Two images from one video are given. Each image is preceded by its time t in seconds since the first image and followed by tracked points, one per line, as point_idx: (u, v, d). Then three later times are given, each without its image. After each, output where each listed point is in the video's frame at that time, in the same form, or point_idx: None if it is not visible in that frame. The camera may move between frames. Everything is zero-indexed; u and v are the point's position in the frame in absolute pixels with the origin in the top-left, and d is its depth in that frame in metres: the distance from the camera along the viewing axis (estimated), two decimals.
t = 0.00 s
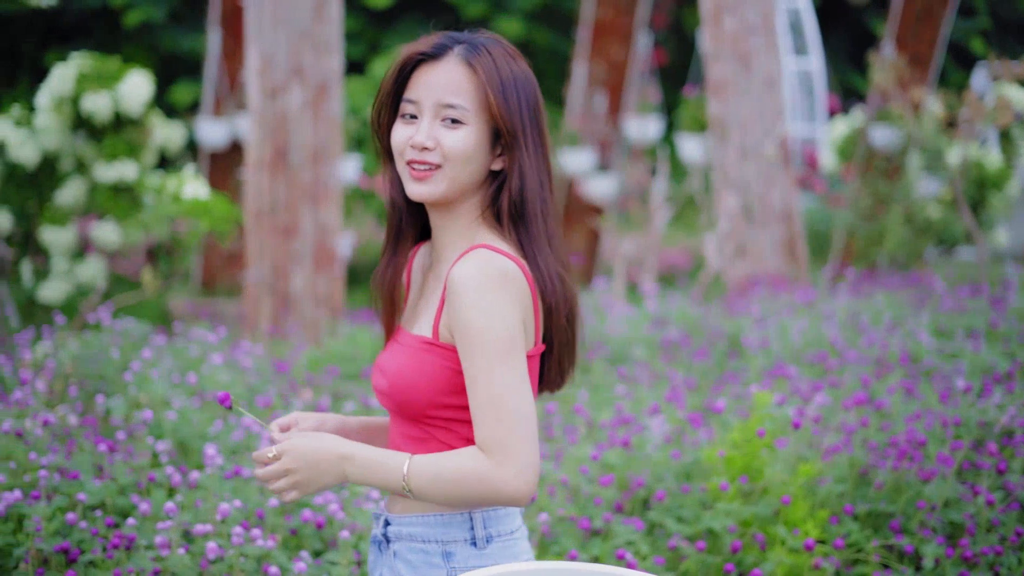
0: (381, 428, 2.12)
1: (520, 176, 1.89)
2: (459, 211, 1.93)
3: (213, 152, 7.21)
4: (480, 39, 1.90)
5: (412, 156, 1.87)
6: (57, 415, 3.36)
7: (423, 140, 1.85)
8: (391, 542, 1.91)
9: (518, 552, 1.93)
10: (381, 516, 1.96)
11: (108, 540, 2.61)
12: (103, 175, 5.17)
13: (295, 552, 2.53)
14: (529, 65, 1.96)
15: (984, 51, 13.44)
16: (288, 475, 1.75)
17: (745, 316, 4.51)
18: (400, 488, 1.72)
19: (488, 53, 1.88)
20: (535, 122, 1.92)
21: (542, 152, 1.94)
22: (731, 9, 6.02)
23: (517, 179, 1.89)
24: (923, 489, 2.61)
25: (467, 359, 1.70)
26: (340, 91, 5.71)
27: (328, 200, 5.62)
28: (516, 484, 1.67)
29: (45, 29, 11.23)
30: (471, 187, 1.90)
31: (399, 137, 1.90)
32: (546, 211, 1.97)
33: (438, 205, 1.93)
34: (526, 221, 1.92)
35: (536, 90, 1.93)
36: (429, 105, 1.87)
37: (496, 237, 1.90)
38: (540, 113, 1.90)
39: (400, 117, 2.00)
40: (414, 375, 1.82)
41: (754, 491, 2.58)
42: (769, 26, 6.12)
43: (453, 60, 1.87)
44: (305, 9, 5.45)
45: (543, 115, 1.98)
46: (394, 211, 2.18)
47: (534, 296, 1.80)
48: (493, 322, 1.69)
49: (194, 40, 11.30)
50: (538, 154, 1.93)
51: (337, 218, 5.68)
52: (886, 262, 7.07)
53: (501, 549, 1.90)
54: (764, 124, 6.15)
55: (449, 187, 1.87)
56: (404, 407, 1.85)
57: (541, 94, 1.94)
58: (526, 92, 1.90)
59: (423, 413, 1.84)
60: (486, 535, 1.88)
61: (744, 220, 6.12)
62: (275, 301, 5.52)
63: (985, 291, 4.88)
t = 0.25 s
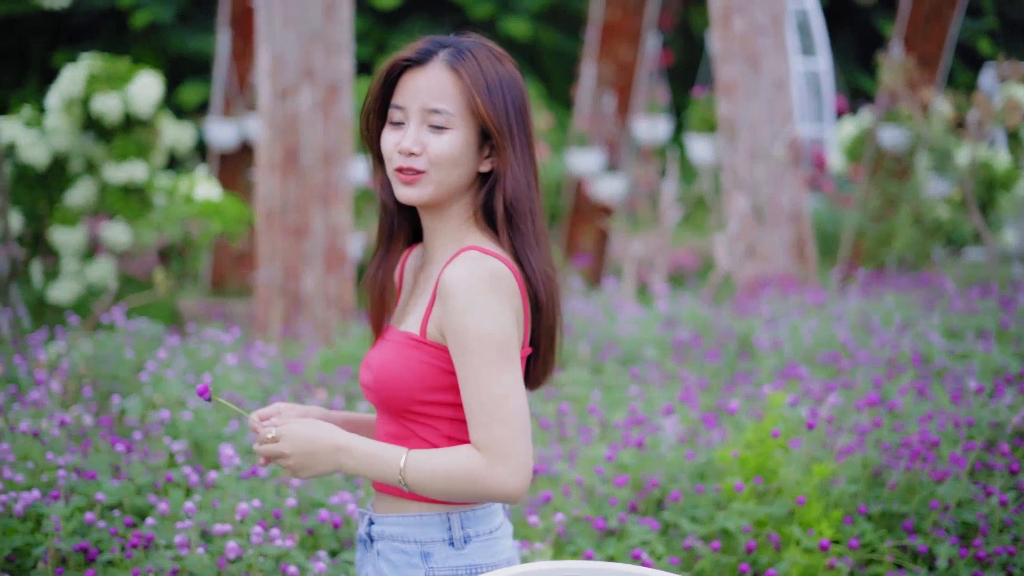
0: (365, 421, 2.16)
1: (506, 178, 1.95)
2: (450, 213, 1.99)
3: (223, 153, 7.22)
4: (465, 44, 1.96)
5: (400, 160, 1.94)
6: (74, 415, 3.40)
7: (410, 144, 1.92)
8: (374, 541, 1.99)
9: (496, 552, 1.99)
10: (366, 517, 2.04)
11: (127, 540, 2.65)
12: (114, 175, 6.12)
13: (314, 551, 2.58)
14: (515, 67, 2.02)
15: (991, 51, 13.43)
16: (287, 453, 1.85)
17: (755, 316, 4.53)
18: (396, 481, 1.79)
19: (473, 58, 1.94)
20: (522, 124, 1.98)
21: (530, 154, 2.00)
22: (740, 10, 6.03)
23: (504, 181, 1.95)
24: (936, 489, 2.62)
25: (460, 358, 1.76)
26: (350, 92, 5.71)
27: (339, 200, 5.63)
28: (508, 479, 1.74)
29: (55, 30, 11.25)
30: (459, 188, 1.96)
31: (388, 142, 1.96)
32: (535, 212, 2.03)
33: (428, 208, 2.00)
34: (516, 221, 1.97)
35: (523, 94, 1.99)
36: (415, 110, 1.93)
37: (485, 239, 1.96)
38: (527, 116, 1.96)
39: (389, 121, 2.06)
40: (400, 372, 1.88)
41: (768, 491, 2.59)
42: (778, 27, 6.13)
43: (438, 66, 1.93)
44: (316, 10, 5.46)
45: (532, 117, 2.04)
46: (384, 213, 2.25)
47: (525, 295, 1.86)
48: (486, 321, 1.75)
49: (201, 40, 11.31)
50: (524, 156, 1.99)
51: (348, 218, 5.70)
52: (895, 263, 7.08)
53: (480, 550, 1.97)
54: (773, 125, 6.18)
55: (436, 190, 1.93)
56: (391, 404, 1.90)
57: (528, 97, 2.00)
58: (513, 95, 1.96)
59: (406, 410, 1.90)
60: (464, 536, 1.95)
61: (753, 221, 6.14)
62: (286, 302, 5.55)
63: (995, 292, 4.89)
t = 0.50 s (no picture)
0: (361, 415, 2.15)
1: (493, 176, 1.94)
2: (439, 211, 1.99)
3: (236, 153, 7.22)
4: (451, 43, 1.96)
5: (386, 159, 1.94)
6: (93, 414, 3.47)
7: (395, 143, 1.91)
8: (366, 535, 1.98)
9: (489, 551, 1.97)
10: (359, 510, 2.02)
11: (146, 537, 2.71)
12: (126, 177, 6.39)
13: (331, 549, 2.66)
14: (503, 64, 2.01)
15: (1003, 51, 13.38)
16: (262, 427, 1.81)
17: (769, 316, 4.55)
18: (371, 462, 1.78)
19: (457, 56, 1.93)
20: (507, 122, 1.97)
21: (516, 151, 1.99)
22: (751, 11, 6.05)
23: (490, 179, 1.94)
24: (951, 488, 2.63)
25: (445, 351, 1.75)
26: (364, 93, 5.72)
27: (352, 201, 5.63)
28: (489, 473, 1.74)
29: (67, 32, 11.29)
30: (447, 187, 1.95)
31: (376, 142, 1.96)
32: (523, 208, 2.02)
33: (417, 204, 2.00)
34: (502, 218, 1.97)
35: (510, 91, 1.98)
36: (400, 109, 1.93)
37: (474, 236, 1.96)
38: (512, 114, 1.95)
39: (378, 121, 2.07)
40: (390, 365, 1.87)
41: (785, 491, 2.62)
42: (790, 27, 6.14)
43: (422, 65, 1.93)
44: (329, 11, 5.47)
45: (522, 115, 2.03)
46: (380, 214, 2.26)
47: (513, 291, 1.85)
48: (472, 315, 1.75)
49: (212, 41, 11.34)
50: (511, 153, 1.98)
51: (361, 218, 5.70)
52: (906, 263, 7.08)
53: (473, 547, 1.95)
54: (785, 125, 6.19)
55: (422, 189, 1.92)
56: (380, 397, 1.89)
57: (516, 94, 1.99)
58: (498, 93, 1.95)
59: (395, 405, 1.89)
60: (457, 534, 1.93)
61: (764, 221, 6.14)
62: (299, 302, 5.58)
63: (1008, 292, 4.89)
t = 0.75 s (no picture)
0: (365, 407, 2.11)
1: (489, 172, 1.89)
2: (438, 207, 1.94)
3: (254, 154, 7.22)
4: (448, 38, 1.91)
5: (382, 156, 1.90)
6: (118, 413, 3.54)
7: (389, 139, 1.88)
8: (365, 525, 1.90)
9: (489, 543, 1.88)
10: (359, 499, 1.95)
11: (173, 535, 2.77)
12: (145, 176, 6.62)
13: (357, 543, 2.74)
14: (504, 59, 1.95)
15: None
16: (256, 391, 1.78)
17: (788, 316, 4.56)
18: (357, 442, 1.73)
19: (451, 52, 1.88)
20: (504, 117, 1.91)
21: (513, 144, 1.93)
22: (772, 11, 6.06)
23: (486, 174, 1.89)
24: (974, 487, 2.63)
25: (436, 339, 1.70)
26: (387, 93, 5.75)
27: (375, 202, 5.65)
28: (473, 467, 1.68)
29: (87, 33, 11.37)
30: (443, 182, 1.90)
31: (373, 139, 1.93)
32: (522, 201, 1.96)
33: (414, 199, 1.95)
34: (500, 215, 1.91)
35: (508, 84, 1.92)
36: (394, 105, 1.88)
37: (471, 231, 1.90)
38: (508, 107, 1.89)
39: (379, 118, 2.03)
40: (391, 360, 1.82)
41: (809, 489, 2.65)
42: (810, 27, 6.14)
43: (417, 61, 1.89)
44: (347, 11, 5.47)
45: (524, 109, 1.97)
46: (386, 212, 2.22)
47: (510, 283, 1.79)
48: (465, 305, 1.69)
49: (230, 41, 11.36)
50: (508, 149, 1.92)
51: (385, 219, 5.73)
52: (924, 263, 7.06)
53: (472, 539, 1.86)
54: (805, 125, 6.19)
55: (416, 183, 1.87)
56: (379, 390, 1.84)
57: (515, 88, 1.93)
58: (494, 88, 1.90)
59: (395, 399, 1.84)
60: (455, 524, 1.84)
61: (782, 221, 6.14)
62: (320, 301, 5.63)
63: None
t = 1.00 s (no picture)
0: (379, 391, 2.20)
1: (494, 169, 1.95)
2: (446, 205, 2.01)
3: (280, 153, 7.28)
4: (453, 39, 1.98)
5: (390, 155, 1.97)
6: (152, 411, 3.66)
7: (396, 138, 1.95)
8: (375, 519, 1.99)
9: (494, 537, 1.97)
10: (369, 494, 2.04)
11: (206, 532, 2.82)
12: (173, 176, 6.71)
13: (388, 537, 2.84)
14: (510, 59, 2.01)
15: None
16: (278, 335, 1.88)
17: (815, 315, 4.56)
18: (360, 416, 1.83)
19: (456, 54, 1.95)
20: (510, 115, 1.97)
21: (520, 139, 1.99)
22: (796, 10, 6.06)
23: (491, 172, 1.95)
24: (1004, 487, 2.63)
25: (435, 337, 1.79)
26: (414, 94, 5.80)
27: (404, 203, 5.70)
28: (460, 459, 1.77)
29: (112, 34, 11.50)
30: (451, 181, 1.97)
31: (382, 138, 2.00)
32: (530, 196, 2.02)
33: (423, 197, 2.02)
34: (506, 211, 1.97)
35: (513, 83, 1.98)
36: (402, 106, 1.95)
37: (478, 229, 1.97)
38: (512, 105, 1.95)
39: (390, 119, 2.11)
40: (399, 355, 1.91)
41: (838, 488, 2.70)
42: (835, 27, 6.14)
43: (423, 63, 1.95)
44: (374, 12, 5.50)
45: (532, 106, 2.03)
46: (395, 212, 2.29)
47: (515, 278, 1.86)
48: (466, 304, 1.78)
49: (254, 42, 11.42)
50: (514, 147, 1.98)
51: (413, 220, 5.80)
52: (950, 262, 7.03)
53: (479, 533, 1.95)
54: (830, 123, 6.17)
55: (423, 181, 1.94)
56: (386, 386, 1.93)
57: (520, 86, 1.99)
58: (498, 86, 1.96)
59: (402, 393, 1.92)
60: (462, 518, 1.94)
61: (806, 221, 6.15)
62: (347, 301, 5.66)
63: None
